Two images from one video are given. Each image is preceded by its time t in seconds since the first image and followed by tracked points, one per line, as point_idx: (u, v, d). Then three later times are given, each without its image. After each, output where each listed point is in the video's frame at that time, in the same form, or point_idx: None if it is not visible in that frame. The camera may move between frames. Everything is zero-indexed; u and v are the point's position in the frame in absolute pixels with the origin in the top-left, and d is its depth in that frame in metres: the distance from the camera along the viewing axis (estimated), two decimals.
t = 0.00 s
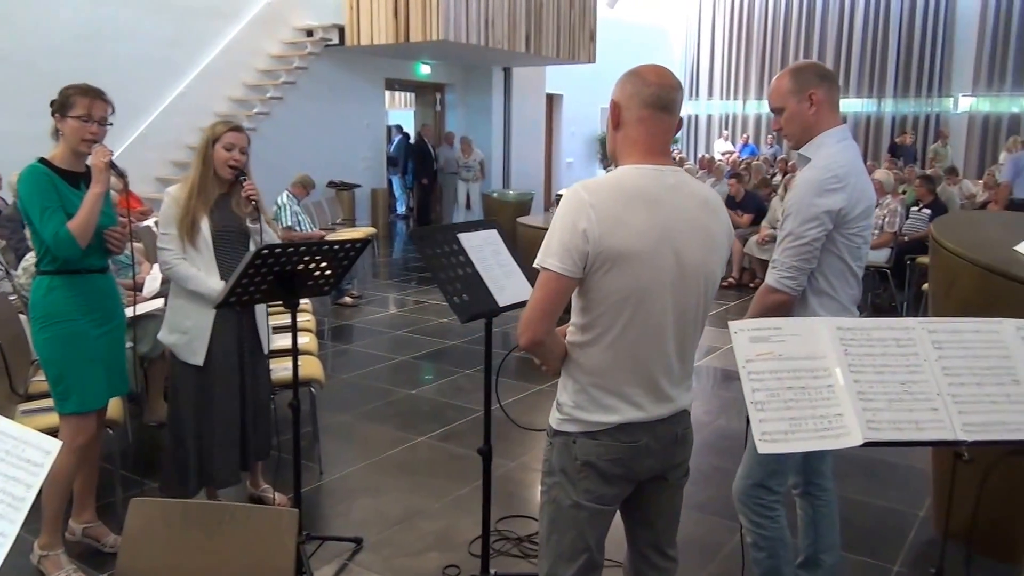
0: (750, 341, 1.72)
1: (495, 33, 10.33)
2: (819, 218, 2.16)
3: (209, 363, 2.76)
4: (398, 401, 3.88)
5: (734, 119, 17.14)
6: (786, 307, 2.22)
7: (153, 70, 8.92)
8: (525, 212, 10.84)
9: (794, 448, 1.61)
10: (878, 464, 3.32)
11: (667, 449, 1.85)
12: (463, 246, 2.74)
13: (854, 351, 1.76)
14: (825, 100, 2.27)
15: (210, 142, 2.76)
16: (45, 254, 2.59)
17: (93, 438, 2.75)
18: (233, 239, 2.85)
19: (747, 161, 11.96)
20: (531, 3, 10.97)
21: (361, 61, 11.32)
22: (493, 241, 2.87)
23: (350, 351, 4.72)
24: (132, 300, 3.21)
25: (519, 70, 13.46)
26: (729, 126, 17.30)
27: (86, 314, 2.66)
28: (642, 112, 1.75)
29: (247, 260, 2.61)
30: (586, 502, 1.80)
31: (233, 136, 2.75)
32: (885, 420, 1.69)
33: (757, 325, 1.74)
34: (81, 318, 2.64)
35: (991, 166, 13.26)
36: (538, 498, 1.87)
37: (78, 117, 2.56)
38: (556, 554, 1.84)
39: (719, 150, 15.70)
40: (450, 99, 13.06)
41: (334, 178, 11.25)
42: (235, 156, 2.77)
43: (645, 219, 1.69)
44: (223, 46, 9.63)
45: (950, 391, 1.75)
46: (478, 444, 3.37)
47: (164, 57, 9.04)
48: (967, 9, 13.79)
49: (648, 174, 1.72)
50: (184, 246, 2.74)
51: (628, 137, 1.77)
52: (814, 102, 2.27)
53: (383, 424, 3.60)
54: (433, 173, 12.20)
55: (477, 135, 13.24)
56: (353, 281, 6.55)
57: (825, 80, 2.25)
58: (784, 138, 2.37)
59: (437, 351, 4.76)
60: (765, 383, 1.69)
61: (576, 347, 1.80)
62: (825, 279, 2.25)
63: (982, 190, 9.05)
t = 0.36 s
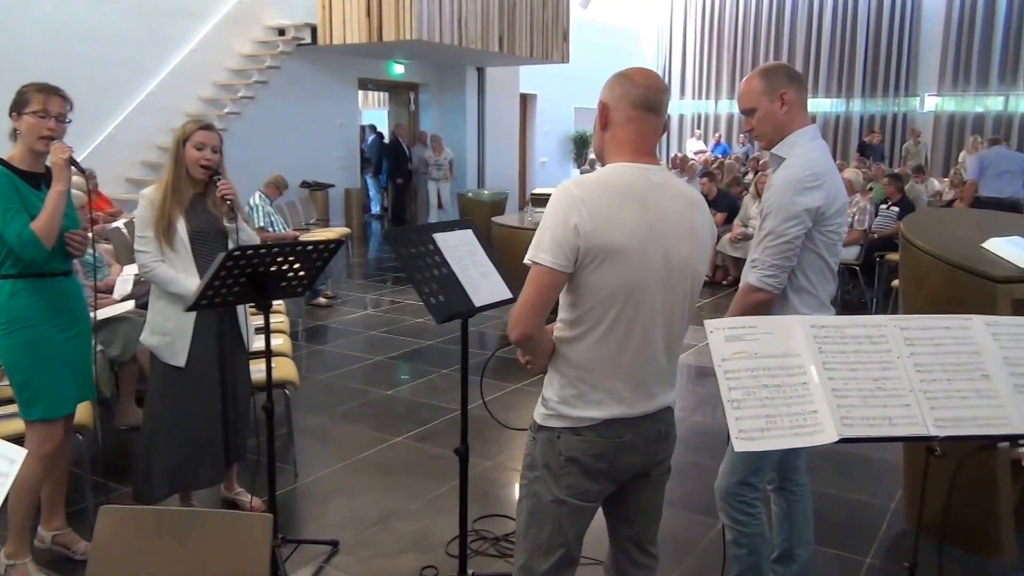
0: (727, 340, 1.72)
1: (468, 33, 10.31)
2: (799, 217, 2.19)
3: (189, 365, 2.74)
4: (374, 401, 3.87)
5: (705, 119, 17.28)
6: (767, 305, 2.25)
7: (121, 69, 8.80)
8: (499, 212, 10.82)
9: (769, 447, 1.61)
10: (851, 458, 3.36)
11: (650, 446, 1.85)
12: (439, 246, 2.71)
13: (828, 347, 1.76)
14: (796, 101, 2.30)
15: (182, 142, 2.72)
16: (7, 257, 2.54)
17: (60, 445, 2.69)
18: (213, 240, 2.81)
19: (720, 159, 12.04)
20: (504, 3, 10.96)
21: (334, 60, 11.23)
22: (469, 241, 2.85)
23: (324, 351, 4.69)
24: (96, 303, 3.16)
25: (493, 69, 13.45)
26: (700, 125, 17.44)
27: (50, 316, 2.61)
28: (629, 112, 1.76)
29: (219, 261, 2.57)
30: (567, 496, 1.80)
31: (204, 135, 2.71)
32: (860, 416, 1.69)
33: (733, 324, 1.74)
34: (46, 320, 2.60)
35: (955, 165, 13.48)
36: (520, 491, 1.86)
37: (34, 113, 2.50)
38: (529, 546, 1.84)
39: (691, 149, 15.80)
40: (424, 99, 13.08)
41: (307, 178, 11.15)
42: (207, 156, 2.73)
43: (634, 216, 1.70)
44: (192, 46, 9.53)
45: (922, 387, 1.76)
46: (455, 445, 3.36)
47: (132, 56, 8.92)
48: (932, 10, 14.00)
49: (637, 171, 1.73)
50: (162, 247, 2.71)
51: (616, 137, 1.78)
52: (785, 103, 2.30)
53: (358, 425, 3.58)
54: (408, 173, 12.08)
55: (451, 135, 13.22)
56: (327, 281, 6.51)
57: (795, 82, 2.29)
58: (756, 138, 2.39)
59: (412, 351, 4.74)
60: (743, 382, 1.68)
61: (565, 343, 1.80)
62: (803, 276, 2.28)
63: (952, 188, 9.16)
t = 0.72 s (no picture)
0: (708, 339, 1.73)
1: (442, 33, 10.29)
2: (779, 211, 2.21)
3: (170, 363, 2.70)
4: (349, 402, 3.85)
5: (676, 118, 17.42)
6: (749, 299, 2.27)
7: (90, 69, 8.65)
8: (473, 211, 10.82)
9: (749, 444, 1.61)
10: (825, 454, 3.41)
11: (632, 444, 1.85)
12: (416, 247, 2.70)
13: (805, 345, 1.77)
14: (771, 97, 2.33)
15: (159, 142, 2.70)
16: None
17: (19, 450, 2.65)
18: (191, 240, 2.78)
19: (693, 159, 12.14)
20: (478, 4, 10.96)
21: (304, 59, 11.17)
22: (446, 242, 2.84)
23: (299, 352, 4.66)
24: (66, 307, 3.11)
25: (467, 70, 13.45)
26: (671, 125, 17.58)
27: (16, 321, 2.56)
28: (612, 108, 1.76)
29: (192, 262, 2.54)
30: (546, 495, 1.80)
31: (179, 134, 2.68)
32: (839, 413, 1.69)
33: (709, 325, 1.75)
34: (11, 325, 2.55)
35: (922, 164, 13.64)
36: (499, 489, 1.86)
37: None
38: (507, 539, 1.84)
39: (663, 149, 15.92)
40: (397, 98, 13.05)
41: (280, 178, 11.08)
42: (184, 155, 2.71)
43: (618, 211, 1.70)
44: (161, 46, 9.38)
45: (898, 383, 1.77)
46: (432, 445, 3.36)
47: (102, 54, 8.78)
48: (901, 10, 14.16)
49: (622, 167, 1.74)
50: (141, 248, 2.70)
51: (598, 134, 1.79)
52: (759, 100, 2.32)
53: (334, 426, 3.56)
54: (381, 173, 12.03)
55: (424, 135, 13.19)
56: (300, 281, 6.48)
57: (768, 79, 2.31)
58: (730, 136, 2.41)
59: (388, 351, 4.73)
60: (723, 381, 1.68)
61: (548, 339, 1.80)
62: (783, 270, 2.31)
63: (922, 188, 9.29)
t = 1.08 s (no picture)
0: (691, 336, 1.73)
1: (421, 32, 10.27)
2: (764, 210, 2.23)
3: (148, 366, 2.69)
4: (328, 404, 3.82)
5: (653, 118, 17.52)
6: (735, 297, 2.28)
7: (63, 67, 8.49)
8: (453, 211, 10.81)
9: (736, 442, 1.61)
10: (807, 451, 3.44)
11: (620, 445, 1.83)
12: (399, 247, 2.68)
13: (789, 342, 1.77)
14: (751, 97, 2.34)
15: (140, 143, 2.69)
16: None
17: None
18: (170, 241, 2.74)
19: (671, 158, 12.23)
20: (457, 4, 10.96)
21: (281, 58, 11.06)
22: (429, 242, 2.83)
23: (279, 354, 4.62)
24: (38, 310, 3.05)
25: (446, 69, 13.43)
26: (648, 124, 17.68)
27: None
28: (595, 107, 1.76)
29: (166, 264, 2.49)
30: (532, 496, 1.78)
31: (159, 134, 2.68)
32: (824, 410, 1.69)
33: (696, 322, 1.75)
34: None
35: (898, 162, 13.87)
36: (483, 490, 1.84)
37: None
38: (491, 540, 1.82)
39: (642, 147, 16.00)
40: (375, 98, 13.00)
41: (258, 178, 10.99)
42: (163, 155, 2.70)
43: (601, 209, 1.69)
44: (134, 45, 9.25)
45: (880, 378, 1.77)
46: (414, 447, 3.34)
47: (75, 52, 8.64)
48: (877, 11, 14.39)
49: (604, 166, 1.72)
50: (121, 249, 2.68)
51: (581, 133, 1.78)
52: (740, 100, 2.33)
53: (314, 429, 3.53)
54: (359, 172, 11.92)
55: (403, 134, 13.15)
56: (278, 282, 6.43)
57: (749, 79, 2.32)
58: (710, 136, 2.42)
59: (368, 352, 4.70)
60: (708, 379, 1.68)
61: (533, 339, 1.78)
62: (767, 269, 2.33)
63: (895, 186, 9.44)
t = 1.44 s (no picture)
0: (680, 336, 1.73)
1: (406, 31, 10.27)
2: (749, 210, 2.23)
3: (131, 368, 2.70)
4: (316, 405, 3.81)
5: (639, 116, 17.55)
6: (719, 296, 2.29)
7: (48, 69, 8.46)
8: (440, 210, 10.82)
9: (722, 441, 1.61)
10: (793, 448, 3.46)
11: (606, 445, 1.83)
12: (385, 247, 2.67)
13: (776, 340, 1.77)
14: (736, 96, 2.34)
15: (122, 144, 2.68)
16: None
17: None
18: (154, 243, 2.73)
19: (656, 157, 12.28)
20: (442, 4, 10.96)
21: (266, 58, 11.05)
22: (417, 244, 2.83)
23: (266, 355, 4.62)
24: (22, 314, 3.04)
25: (432, 68, 13.43)
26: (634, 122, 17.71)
27: None
28: (574, 107, 1.75)
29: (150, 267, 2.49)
30: (521, 500, 1.78)
31: (141, 135, 2.67)
32: (811, 408, 1.70)
33: (685, 321, 1.75)
34: None
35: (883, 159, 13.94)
36: (471, 494, 1.84)
37: None
38: (480, 546, 1.82)
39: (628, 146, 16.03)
40: (360, 97, 12.99)
41: (244, 178, 10.98)
42: (145, 156, 2.68)
43: (581, 212, 1.68)
44: (119, 46, 9.20)
45: (867, 375, 1.78)
46: (403, 447, 3.34)
47: (60, 54, 8.60)
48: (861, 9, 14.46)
49: (583, 167, 1.72)
50: (103, 252, 2.67)
51: (560, 134, 1.77)
52: (726, 98, 2.33)
53: (302, 430, 3.52)
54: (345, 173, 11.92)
55: (388, 133, 13.14)
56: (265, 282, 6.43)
57: (735, 78, 2.32)
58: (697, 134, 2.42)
59: (356, 352, 4.70)
60: (694, 377, 1.68)
61: (515, 343, 1.78)
62: (752, 267, 2.34)
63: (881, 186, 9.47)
